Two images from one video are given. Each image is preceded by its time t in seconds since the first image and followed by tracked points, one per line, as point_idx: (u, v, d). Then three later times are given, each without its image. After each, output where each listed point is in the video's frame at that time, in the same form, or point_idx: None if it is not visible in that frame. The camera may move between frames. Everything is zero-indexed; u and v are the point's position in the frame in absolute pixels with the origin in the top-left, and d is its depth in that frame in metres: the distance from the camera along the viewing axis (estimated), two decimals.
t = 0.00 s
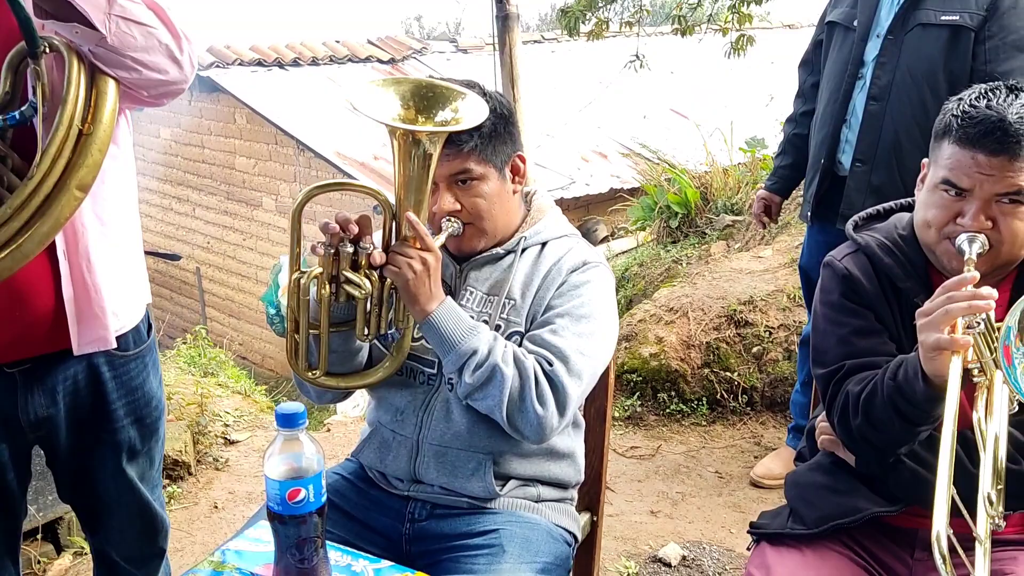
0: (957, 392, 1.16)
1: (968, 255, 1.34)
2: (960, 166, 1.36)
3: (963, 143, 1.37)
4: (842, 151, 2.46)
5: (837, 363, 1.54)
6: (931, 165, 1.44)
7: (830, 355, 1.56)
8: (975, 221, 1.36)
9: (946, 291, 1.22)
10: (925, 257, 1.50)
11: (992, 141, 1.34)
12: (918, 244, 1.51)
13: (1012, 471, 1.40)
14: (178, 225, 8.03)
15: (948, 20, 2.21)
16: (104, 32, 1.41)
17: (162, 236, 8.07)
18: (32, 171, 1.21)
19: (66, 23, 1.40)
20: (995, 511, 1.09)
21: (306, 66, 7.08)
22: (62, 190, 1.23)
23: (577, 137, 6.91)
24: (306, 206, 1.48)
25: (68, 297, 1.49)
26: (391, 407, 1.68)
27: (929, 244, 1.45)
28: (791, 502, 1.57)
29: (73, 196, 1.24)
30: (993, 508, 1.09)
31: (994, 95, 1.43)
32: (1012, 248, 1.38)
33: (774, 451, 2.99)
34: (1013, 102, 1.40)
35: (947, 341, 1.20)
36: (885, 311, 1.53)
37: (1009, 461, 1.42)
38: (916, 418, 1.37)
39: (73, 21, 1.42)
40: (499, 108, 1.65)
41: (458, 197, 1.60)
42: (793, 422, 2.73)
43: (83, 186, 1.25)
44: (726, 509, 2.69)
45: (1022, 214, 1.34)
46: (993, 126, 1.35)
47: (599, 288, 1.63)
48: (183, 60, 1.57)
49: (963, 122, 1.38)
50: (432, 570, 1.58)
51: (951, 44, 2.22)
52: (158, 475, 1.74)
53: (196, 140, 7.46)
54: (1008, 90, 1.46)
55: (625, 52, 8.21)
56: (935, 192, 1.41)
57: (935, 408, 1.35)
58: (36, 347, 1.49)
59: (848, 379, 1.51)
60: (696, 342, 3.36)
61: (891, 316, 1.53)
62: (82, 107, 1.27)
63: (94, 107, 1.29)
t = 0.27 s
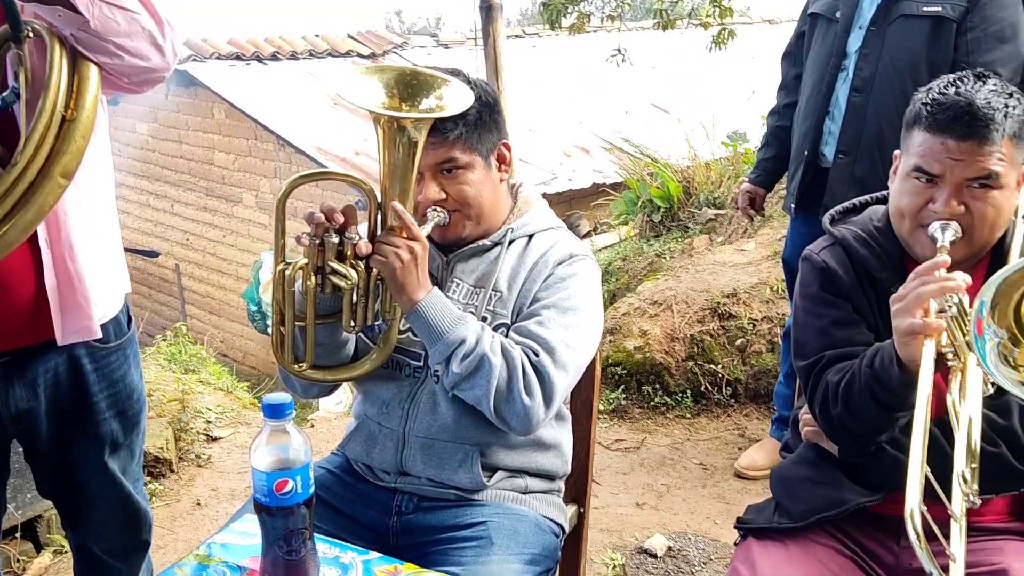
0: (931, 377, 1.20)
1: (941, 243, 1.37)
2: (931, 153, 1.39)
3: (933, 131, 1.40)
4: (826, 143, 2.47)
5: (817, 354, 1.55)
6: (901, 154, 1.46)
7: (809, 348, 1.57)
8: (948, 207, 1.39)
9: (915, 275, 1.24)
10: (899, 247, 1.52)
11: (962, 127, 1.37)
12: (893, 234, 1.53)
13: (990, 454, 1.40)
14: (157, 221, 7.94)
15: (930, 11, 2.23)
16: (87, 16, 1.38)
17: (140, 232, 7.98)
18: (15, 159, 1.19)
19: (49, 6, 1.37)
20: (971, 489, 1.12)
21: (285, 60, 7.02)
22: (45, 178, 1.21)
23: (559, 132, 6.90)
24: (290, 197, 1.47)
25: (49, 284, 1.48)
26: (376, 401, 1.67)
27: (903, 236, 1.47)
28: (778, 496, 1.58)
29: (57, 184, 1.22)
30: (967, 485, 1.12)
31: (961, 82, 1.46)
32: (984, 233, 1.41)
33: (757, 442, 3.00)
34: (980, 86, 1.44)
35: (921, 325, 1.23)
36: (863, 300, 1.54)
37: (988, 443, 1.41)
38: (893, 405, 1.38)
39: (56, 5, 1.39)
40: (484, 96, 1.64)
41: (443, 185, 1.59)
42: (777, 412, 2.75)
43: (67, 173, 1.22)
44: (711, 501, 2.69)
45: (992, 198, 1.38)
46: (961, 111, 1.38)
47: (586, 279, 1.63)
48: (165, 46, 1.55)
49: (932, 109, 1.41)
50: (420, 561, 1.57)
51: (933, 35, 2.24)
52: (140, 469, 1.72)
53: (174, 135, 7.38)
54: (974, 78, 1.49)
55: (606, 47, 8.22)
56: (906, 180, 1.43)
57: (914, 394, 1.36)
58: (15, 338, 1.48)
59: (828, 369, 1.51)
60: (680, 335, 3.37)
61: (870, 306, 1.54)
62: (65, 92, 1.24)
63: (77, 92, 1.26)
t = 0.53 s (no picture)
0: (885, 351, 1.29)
1: (898, 228, 1.42)
2: (888, 143, 1.47)
3: (889, 122, 1.48)
4: (795, 139, 2.50)
5: (783, 342, 1.58)
6: (861, 146, 1.54)
7: (776, 336, 1.60)
8: (904, 195, 1.46)
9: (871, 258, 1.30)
10: (860, 236, 1.58)
11: (916, 117, 1.46)
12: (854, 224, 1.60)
13: (952, 435, 1.43)
14: (126, 220, 7.83)
15: (896, 9, 2.27)
16: (59, 17, 1.35)
17: (108, 231, 7.86)
18: None
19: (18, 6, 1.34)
20: (923, 455, 1.24)
21: (255, 57, 6.95)
22: (15, 179, 1.20)
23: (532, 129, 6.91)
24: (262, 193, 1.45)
25: (23, 282, 1.46)
26: (352, 398, 1.67)
27: (863, 225, 1.54)
28: (750, 489, 1.59)
29: (28, 185, 1.21)
30: (919, 452, 1.24)
31: (917, 75, 1.55)
32: (941, 222, 1.47)
33: (731, 435, 3.03)
34: (934, 79, 1.52)
35: (875, 304, 1.29)
36: (827, 288, 1.58)
37: (949, 425, 1.44)
38: (855, 385, 1.43)
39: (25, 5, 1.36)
40: (456, 93, 1.64)
41: (416, 183, 1.59)
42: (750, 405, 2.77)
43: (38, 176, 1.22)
44: (685, 494, 2.72)
45: (947, 185, 1.45)
46: (915, 102, 1.46)
47: (560, 273, 1.63)
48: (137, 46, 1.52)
49: (888, 100, 1.49)
50: (397, 558, 1.57)
51: (898, 32, 2.28)
52: (112, 468, 1.70)
53: (143, 133, 7.28)
54: (928, 70, 1.58)
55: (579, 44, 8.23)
56: (865, 171, 1.51)
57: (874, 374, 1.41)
58: None
59: (794, 356, 1.54)
60: (653, 330, 3.40)
61: (834, 293, 1.58)
62: (36, 94, 1.24)
63: (48, 94, 1.25)
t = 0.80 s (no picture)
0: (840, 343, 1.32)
1: (857, 226, 1.48)
2: (844, 144, 1.51)
3: (845, 123, 1.52)
4: (763, 139, 2.53)
5: (750, 339, 1.61)
6: (819, 147, 1.58)
7: (742, 332, 1.62)
8: (863, 194, 1.50)
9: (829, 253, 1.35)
10: (821, 233, 1.62)
11: (871, 118, 1.49)
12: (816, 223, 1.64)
13: (912, 427, 1.46)
14: (95, 222, 7.73)
15: (859, 11, 2.31)
16: (22, 17, 1.34)
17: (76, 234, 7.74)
18: None
19: None
20: (874, 442, 1.29)
21: (225, 57, 6.89)
22: None
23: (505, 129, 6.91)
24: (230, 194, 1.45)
25: None
26: (323, 399, 1.67)
27: (824, 222, 1.58)
28: (719, 484, 1.62)
29: None
30: (869, 437, 1.30)
31: (868, 76, 1.59)
32: (901, 220, 1.51)
33: (704, 431, 3.07)
34: (885, 80, 1.56)
35: (833, 297, 1.33)
36: (792, 284, 1.62)
37: (910, 417, 1.48)
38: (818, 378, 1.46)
39: None
40: (425, 94, 1.64)
41: (386, 182, 1.59)
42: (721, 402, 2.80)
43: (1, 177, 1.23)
44: (659, 490, 2.74)
45: (903, 183, 1.49)
46: (868, 105, 1.50)
47: (532, 272, 1.64)
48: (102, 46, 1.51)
49: (843, 103, 1.53)
50: (371, 558, 1.57)
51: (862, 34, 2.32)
52: (79, 473, 1.69)
53: (111, 134, 7.19)
54: (880, 71, 1.62)
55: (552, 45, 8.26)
56: (825, 171, 1.55)
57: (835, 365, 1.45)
58: None
59: (759, 352, 1.57)
60: (627, 329, 3.43)
61: (798, 290, 1.62)
62: None
63: (11, 95, 1.26)
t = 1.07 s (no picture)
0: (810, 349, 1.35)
1: (827, 231, 1.51)
2: (813, 150, 1.54)
3: (813, 130, 1.55)
4: (736, 144, 2.57)
5: (723, 343, 1.63)
6: (789, 153, 1.62)
7: (716, 336, 1.65)
8: (831, 198, 1.54)
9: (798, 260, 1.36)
10: (792, 237, 1.66)
11: (838, 124, 1.53)
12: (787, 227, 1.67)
13: (881, 427, 1.50)
14: (65, 227, 7.64)
15: (828, 18, 2.35)
16: None
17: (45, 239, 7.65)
18: None
19: None
20: (845, 445, 1.31)
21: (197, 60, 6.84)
22: None
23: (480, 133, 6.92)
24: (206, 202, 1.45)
25: None
26: (301, 405, 1.67)
27: (795, 227, 1.61)
28: (694, 486, 1.64)
29: None
30: (841, 442, 1.32)
31: (837, 84, 1.62)
32: (868, 222, 1.55)
33: (679, 432, 3.10)
34: (852, 87, 1.60)
35: (803, 302, 1.34)
36: (763, 288, 1.65)
37: (879, 418, 1.51)
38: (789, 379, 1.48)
39: None
40: (401, 102, 1.65)
41: (363, 190, 1.59)
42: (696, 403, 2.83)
43: None
44: (636, 492, 2.77)
45: (870, 187, 1.53)
46: (836, 110, 1.53)
47: (507, 277, 1.66)
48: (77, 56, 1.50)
49: (812, 110, 1.56)
50: (351, 563, 1.57)
51: (831, 40, 2.37)
52: (55, 483, 1.68)
53: (81, 138, 7.11)
54: (848, 79, 1.65)
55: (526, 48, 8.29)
56: (795, 177, 1.58)
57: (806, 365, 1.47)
58: None
59: (733, 355, 1.60)
60: (602, 331, 3.46)
61: (768, 293, 1.65)
62: None
63: None
